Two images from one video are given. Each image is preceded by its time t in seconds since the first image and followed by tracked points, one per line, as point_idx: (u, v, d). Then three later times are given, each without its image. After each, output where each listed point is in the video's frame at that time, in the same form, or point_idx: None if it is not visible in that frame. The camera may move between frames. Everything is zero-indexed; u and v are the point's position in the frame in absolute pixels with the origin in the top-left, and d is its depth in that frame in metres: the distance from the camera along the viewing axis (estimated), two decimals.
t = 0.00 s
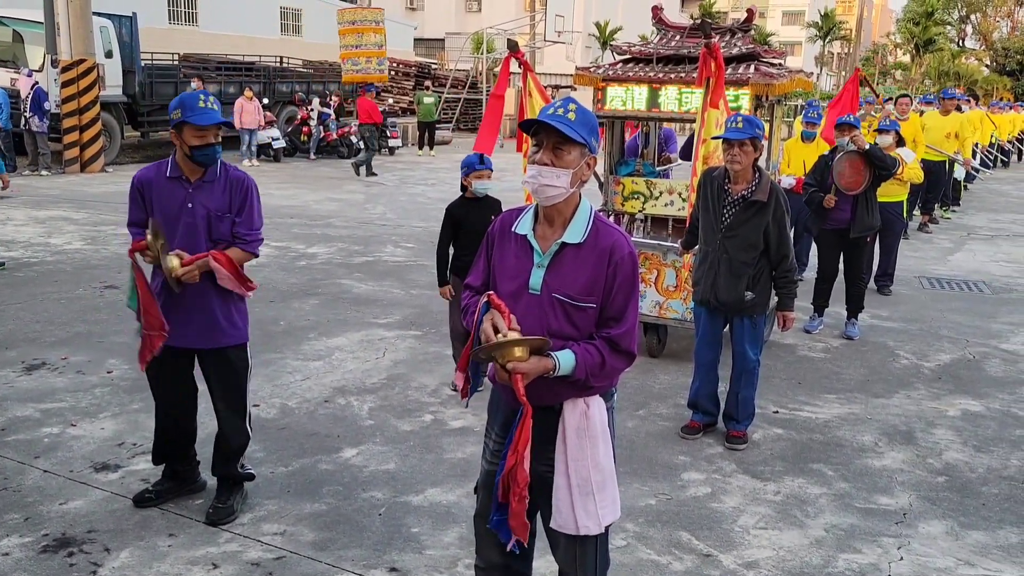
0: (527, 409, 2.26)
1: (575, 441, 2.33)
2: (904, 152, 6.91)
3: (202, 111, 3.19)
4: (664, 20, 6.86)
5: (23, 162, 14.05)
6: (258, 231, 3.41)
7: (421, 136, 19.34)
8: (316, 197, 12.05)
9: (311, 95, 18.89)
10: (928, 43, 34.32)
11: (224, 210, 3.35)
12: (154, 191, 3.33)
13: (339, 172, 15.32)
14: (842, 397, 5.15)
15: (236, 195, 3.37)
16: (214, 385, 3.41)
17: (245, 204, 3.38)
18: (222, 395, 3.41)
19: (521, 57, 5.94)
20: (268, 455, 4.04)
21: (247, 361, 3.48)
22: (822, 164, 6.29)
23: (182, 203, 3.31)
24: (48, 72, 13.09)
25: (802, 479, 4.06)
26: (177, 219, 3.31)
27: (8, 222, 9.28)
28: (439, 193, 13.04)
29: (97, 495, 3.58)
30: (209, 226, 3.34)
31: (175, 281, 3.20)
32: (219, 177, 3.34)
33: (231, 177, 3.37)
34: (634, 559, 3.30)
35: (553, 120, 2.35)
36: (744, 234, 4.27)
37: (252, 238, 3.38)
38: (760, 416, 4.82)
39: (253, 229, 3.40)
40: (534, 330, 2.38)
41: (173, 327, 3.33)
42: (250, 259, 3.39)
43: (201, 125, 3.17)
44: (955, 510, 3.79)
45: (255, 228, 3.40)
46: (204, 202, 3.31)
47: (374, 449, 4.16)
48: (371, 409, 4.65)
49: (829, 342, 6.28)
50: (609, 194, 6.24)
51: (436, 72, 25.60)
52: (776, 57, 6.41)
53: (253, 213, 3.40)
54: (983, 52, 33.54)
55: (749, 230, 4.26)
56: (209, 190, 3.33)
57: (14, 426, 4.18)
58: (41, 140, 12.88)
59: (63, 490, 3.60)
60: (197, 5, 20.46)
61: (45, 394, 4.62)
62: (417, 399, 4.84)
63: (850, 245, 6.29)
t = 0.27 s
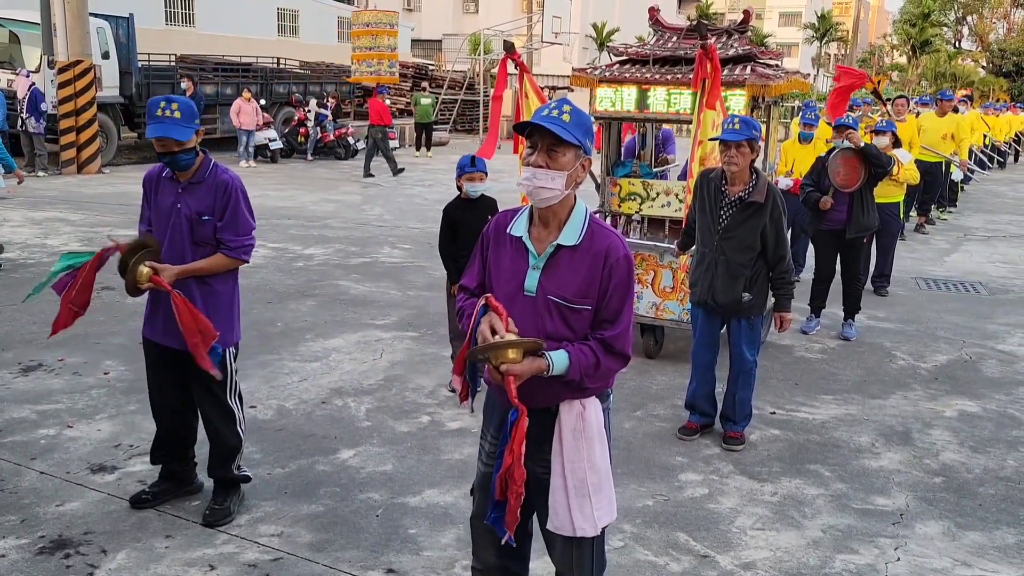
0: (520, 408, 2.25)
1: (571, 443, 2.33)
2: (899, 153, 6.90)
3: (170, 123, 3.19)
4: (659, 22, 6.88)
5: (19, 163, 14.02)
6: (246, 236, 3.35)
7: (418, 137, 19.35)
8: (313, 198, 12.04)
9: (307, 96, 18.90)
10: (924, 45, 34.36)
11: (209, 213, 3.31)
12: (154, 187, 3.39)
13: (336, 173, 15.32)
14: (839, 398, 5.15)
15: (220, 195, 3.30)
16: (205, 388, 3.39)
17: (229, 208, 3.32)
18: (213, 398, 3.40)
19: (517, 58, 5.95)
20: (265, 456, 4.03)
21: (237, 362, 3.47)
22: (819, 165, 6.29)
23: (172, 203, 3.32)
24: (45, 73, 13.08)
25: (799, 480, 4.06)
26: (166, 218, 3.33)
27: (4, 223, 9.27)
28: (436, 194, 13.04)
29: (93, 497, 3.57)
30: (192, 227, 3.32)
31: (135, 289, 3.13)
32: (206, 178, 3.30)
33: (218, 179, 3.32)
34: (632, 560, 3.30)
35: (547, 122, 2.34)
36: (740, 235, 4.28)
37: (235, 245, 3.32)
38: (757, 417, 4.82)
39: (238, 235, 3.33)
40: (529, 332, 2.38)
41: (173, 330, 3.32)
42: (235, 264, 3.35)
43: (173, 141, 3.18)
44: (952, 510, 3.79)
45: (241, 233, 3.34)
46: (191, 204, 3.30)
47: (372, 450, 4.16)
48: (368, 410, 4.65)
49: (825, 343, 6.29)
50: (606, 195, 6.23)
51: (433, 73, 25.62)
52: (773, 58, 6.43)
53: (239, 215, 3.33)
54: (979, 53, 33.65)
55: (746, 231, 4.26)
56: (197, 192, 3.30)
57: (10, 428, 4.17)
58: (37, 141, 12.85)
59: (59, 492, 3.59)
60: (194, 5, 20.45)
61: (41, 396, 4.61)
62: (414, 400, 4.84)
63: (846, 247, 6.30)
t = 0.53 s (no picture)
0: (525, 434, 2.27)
1: (576, 443, 2.33)
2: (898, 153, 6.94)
3: (131, 170, 3.07)
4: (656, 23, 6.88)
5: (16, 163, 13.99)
6: (233, 246, 3.28)
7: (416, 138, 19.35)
8: (310, 198, 12.03)
9: (305, 96, 18.90)
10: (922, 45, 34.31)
11: (197, 225, 3.25)
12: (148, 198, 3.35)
13: (334, 174, 15.31)
14: (837, 398, 5.16)
15: (205, 208, 3.23)
16: (207, 387, 3.38)
17: (215, 218, 3.24)
18: (213, 398, 3.39)
19: (515, 57, 5.94)
20: (263, 457, 4.03)
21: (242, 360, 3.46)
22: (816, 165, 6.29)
23: (163, 216, 3.28)
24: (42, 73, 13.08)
25: (798, 479, 4.07)
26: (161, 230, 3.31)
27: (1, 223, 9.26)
28: (434, 194, 13.04)
29: (90, 498, 3.57)
30: (183, 241, 3.28)
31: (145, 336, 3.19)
32: (189, 190, 3.21)
33: (202, 191, 3.23)
34: (630, 560, 3.30)
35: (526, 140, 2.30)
36: (737, 236, 4.28)
37: (224, 256, 3.25)
38: (755, 416, 4.83)
39: (226, 245, 3.26)
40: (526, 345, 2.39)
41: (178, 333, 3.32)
42: (228, 274, 3.29)
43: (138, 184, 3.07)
44: (949, 510, 3.79)
45: (228, 244, 3.27)
46: (178, 216, 3.24)
47: (370, 450, 4.16)
48: (366, 411, 4.65)
49: (823, 342, 6.30)
50: (604, 196, 6.22)
51: (430, 73, 25.62)
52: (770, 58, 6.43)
53: (224, 224, 3.25)
54: (976, 53, 33.70)
55: (744, 231, 4.26)
56: (179, 210, 3.23)
57: (7, 429, 4.17)
58: (35, 142, 12.84)
59: (57, 493, 3.59)
60: (191, 6, 20.44)
61: (39, 396, 4.60)
62: (412, 400, 4.84)
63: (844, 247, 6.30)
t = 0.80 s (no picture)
0: (532, 464, 2.31)
1: (586, 442, 2.34)
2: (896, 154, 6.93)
3: (112, 223, 2.98)
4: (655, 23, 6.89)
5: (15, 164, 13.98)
6: (227, 256, 3.24)
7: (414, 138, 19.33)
8: (309, 199, 12.03)
9: (304, 96, 18.90)
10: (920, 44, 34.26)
11: (189, 243, 3.22)
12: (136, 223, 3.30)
13: (333, 174, 15.31)
14: (836, 397, 5.16)
15: (195, 226, 3.19)
16: (217, 383, 3.41)
17: (205, 234, 3.19)
18: (226, 393, 3.41)
19: (514, 58, 5.93)
20: (262, 457, 4.03)
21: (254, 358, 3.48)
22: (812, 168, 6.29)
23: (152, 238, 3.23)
24: (41, 73, 13.08)
25: (797, 479, 4.07)
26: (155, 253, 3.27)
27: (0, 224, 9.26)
28: (432, 194, 13.04)
29: (89, 498, 3.57)
30: (178, 260, 3.25)
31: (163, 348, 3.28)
32: (174, 213, 3.16)
33: (190, 210, 3.19)
34: (629, 560, 3.30)
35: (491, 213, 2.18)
36: (734, 243, 4.26)
37: (220, 269, 3.22)
38: (754, 416, 4.83)
39: (221, 258, 3.23)
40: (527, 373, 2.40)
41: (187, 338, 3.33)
42: (227, 285, 3.27)
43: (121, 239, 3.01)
44: (948, 510, 3.80)
45: (223, 255, 3.23)
46: (167, 239, 3.20)
47: (369, 450, 4.16)
48: (366, 411, 4.65)
49: (822, 342, 6.30)
50: (602, 196, 6.23)
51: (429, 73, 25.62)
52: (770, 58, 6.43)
53: (216, 237, 3.20)
54: (974, 53, 33.74)
55: (741, 238, 4.24)
56: (167, 233, 3.19)
57: (6, 430, 4.16)
58: (33, 141, 12.83)
59: (56, 494, 3.59)
60: (190, 6, 20.43)
61: (37, 397, 4.60)
62: (411, 401, 4.84)
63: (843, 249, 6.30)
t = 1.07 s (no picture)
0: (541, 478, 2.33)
1: (588, 442, 2.35)
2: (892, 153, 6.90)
3: (111, 187, 3.02)
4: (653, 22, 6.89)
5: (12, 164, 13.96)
6: (223, 249, 3.24)
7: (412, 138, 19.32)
8: (307, 199, 12.03)
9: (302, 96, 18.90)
10: (918, 44, 34.22)
11: (185, 232, 3.22)
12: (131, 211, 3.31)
13: (331, 174, 15.31)
14: (833, 397, 5.16)
15: (194, 216, 3.19)
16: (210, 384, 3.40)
17: (203, 224, 3.20)
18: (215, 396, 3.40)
19: (511, 59, 5.91)
20: (259, 458, 4.02)
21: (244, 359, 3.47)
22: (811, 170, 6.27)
23: (150, 227, 3.24)
24: (38, 74, 13.07)
25: (795, 479, 4.07)
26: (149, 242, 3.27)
27: None
28: (430, 194, 13.03)
29: (87, 499, 3.56)
30: (173, 249, 3.26)
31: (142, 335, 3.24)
32: (173, 202, 3.17)
33: (189, 199, 3.20)
34: (627, 560, 3.30)
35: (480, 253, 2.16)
36: (729, 255, 4.20)
37: (215, 261, 3.22)
38: (752, 416, 4.83)
39: (216, 251, 3.23)
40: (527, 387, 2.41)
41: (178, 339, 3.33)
42: (220, 278, 3.27)
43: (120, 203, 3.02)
44: (946, 509, 3.80)
45: (219, 248, 3.23)
46: (165, 227, 3.21)
47: (367, 451, 4.15)
48: (363, 411, 4.64)
49: (820, 342, 6.30)
50: (600, 196, 6.24)
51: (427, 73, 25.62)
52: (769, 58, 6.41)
53: (213, 228, 3.21)
54: (972, 53, 33.81)
55: (735, 252, 4.18)
56: (165, 221, 3.20)
57: (3, 431, 4.16)
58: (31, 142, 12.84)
59: (53, 494, 3.58)
60: (187, 6, 20.41)
61: (35, 398, 4.59)
62: (409, 401, 4.84)
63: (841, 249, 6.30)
